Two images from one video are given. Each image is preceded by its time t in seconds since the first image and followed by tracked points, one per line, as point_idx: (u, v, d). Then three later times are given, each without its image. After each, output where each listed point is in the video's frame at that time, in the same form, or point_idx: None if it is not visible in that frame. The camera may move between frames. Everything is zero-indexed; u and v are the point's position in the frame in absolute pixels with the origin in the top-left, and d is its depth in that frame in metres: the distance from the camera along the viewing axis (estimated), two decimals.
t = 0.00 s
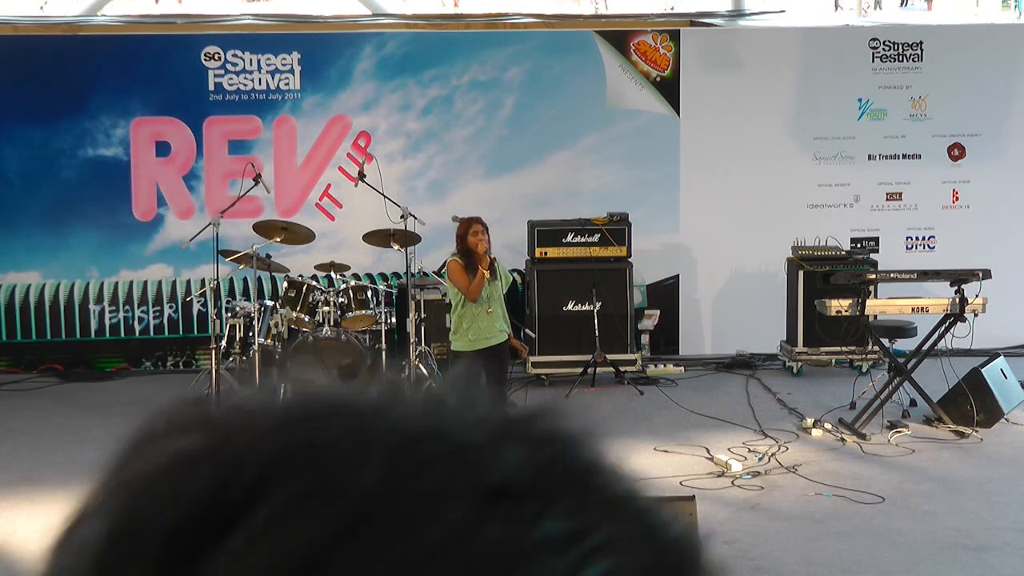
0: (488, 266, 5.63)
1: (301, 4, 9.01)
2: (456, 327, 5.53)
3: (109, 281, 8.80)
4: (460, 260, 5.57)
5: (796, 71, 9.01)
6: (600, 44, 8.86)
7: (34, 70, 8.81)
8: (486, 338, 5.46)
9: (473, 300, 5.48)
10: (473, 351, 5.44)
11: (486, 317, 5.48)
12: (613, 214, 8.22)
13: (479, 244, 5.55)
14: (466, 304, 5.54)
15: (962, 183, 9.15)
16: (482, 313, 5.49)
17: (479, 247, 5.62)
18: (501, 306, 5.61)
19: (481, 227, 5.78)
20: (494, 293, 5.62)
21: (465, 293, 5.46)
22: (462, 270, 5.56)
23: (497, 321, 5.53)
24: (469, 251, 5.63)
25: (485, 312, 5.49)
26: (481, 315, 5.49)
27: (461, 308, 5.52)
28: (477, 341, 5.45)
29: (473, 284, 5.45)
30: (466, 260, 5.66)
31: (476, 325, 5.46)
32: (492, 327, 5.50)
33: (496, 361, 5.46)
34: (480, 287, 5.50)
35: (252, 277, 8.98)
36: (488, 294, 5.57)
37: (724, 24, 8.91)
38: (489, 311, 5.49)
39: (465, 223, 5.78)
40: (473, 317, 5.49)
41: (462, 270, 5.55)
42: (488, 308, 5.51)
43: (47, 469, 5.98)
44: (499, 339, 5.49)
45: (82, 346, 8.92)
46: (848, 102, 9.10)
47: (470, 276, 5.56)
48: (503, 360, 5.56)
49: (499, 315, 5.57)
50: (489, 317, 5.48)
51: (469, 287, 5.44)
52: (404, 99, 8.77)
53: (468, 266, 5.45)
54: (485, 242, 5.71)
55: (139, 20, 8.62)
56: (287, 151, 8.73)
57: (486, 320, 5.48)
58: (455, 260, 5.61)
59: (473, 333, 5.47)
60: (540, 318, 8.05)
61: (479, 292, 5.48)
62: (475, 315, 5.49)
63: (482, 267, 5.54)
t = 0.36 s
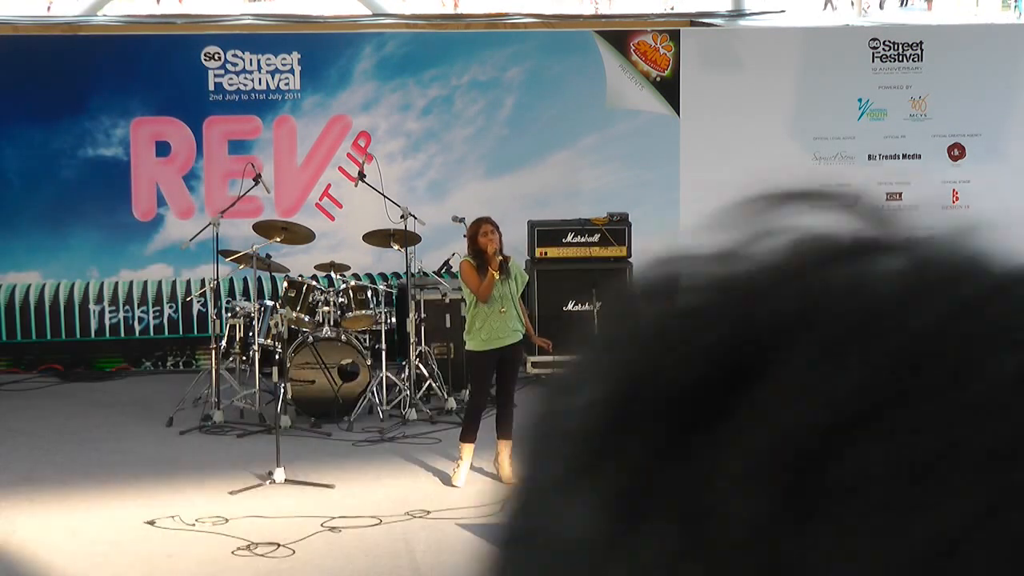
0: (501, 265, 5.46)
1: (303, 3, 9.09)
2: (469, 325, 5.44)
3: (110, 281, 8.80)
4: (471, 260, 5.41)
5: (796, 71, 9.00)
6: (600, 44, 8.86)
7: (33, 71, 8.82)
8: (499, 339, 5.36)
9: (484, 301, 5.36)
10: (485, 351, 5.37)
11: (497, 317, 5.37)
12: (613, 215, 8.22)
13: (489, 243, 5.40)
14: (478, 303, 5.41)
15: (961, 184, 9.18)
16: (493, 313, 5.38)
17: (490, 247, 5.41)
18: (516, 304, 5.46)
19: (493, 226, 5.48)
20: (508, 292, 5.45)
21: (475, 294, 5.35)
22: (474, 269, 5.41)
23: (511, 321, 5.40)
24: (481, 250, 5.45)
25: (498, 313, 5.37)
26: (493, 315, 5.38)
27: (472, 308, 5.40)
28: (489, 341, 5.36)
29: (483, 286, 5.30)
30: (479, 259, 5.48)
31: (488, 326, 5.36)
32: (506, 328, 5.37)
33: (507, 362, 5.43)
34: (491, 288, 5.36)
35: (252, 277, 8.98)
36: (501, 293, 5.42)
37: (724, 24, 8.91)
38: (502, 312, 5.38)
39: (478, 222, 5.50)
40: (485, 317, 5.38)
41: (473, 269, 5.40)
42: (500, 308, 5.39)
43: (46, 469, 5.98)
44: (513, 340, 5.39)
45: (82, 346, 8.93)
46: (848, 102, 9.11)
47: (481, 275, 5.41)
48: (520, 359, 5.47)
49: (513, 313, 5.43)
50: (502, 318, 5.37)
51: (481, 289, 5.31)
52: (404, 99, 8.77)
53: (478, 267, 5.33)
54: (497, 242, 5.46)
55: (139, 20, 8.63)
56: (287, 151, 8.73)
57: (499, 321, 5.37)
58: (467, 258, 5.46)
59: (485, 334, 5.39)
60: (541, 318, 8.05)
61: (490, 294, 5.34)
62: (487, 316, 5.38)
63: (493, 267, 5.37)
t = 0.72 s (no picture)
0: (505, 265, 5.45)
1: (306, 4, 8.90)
2: (474, 325, 5.45)
3: (110, 281, 8.81)
4: (476, 259, 5.43)
5: (796, 71, 9.00)
6: (600, 43, 8.85)
7: (34, 70, 8.82)
8: (502, 338, 5.35)
9: (488, 301, 5.37)
10: (488, 351, 5.36)
11: (501, 317, 5.37)
12: (613, 215, 8.21)
13: (495, 243, 5.37)
14: (482, 303, 5.42)
15: (961, 183, 9.19)
16: (498, 313, 5.38)
17: (493, 247, 5.40)
18: (521, 305, 5.45)
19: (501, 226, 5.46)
20: (513, 292, 5.45)
21: (479, 293, 5.35)
22: (478, 269, 5.42)
23: (516, 321, 5.39)
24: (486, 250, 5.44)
25: (501, 312, 5.37)
26: (497, 315, 5.38)
27: (477, 307, 5.41)
28: (493, 340, 5.35)
29: (485, 285, 5.31)
30: (484, 258, 5.49)
31: (492, 326, 5.36)
32: (510, 328, 5.36)
33: (511, 361, 5.39)
34: (495, 288, 5.36)
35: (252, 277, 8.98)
36: (505, 293, 5.42)
37: (724, 24, 8.90)
38: (506, 312, 5.38)
39: (483, 222, 5.50)
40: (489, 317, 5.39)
41: (478, 269, 5.42)
42: (504, 308, 5.39)
43: (46, 469, 5.98)
44: (518, 340, 5.38)
45: (82, 346, 8.93)
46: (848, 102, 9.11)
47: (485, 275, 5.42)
48: (524, 359, 5.44)
49: (518, 314, 5.43)
50: (506, 318, 5.37)
51: (484, 288, 5.32)
52: (404, 99, 8.77)
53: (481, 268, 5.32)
54: (502, 242, 5.43)
55: (138, 19, 8.62)
56: (287, 151, 8.73)
57: (503, 321, 5.37)
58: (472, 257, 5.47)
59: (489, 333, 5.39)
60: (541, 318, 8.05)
61: (493, 293, 5.34)
62: (491, 315, 5.38)
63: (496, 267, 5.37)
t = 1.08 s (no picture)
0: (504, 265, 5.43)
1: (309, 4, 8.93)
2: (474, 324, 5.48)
3: (110, 281, 8.81)
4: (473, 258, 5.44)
5: (796, 71, 9.00)
6: (600, 43, 8.85)
7: (34, 70, 8.82)
8: (497, 338, 5.35)
9: (484, 301, 5.38)
10: (484, 350, 5.37)
11: (497, 317, 5.37)
12: (613, 215, 8.20)
13: (493, 242, 5.38)
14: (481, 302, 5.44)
15: (961, 183, 9.19)
16: (494, 313, 5.39)
17: (489, 247, 5.39)
18: (520, 305, 5.42)
19: (501, 225, 5.42)
20: (512, 292, 5.43)
21: (474, 292, 5.37)
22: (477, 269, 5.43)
23: (513, 321, 5.37)
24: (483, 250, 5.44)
25: (497, 312, 5.38)
26: (493, 314, 5.38)
27: (475, 307, 5.44)
28: (489, 340, 5.36)
29: (476, 285, 5.32)
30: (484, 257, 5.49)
31: (488, 325, 5.37)
32: (507, 328, 5.36)
33: (510, 360, 5.39)
34: (489, 287, 5.36)
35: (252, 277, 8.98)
36: (503, 293, 5.42)
37: (724, 24, 8.91)
38: (502, 312, 5.38)
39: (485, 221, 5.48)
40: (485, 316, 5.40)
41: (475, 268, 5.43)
42: (501, 307, 5.39)
43: (46, 469, 5.98)
44: (514, 340, 5.37)
45: (82, 346, 8.93)
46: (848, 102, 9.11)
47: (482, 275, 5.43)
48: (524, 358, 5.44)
49: (517, 315, 5.40)
50: (501, 317, 5.37)
51: (477, 288, 5.33)
52: (404, 99, 8.77)
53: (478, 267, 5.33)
54: (500, 241, 5.41)
55: (138, 19, 8.62)
56: (287, 151, 8.73)
57: (499, 320, 5.37)
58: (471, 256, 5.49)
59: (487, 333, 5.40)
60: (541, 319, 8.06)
61: (487, 293, 5.35)
62: (488, 315, 5.39)
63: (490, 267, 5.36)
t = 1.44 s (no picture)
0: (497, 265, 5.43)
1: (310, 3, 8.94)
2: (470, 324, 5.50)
3: (110, 281, 8.81)
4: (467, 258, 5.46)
5: (796, 71, 8.99)
6: (600, 44, 8.84)
7: (33, 70, 8.81)
8: (490, 338, 5.36)
9: (476, 301, 5.39)
10: (478, 350, 5.38)
11: (490, 317, 5.37)
12: (613, 215, 8.20)
13: (487, 242, 5.38)
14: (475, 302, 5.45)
15: (961, 183, 9.20)
16: (487, 313, 5.39)
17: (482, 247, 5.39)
18: (514, 304, 5.41)
19: (496, 226, 5.40)
20: (506, 292, 5.42)
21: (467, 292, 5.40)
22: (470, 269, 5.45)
23: (506, 321, 5.37)
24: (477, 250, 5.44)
25: (489, 312, 5.38)
26: (486, 314, 5.39)
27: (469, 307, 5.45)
28: (482, 340, 5.38)
29: (467, 285, 5.35)
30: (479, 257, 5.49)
31: (481, 325, 5.38)
32: (500, 328, 5.36)
33: (506, 360, 5.39)
34: (480, 287, 5.38)
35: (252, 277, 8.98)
36: (496, 292, 5.42)
37: (724, 24, 8.91)
38: (495, 312, 5.38)
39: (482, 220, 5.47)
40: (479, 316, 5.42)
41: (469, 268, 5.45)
42: (494, 307, 5.39)
43: (46, 469, 5.98)
44: (507, 340, 5.37)
45: (82, 346, 8.93)
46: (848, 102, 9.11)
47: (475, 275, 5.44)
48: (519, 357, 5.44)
49: (511, 315, 5.40)
50: (494, 317, 5.37)
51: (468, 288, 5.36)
52: (404, 99, 8.77)
53: (471, 267, 5.33)
54: (495, 241, 5.41)
55: (138, 19, 8.61)
56: (287, 151, 8.73)
57: (492, 320, 5.37)
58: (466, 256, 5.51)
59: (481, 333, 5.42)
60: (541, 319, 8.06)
61: (478, 293, 5.36)
62: (481, 315, 5.40)
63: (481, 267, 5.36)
